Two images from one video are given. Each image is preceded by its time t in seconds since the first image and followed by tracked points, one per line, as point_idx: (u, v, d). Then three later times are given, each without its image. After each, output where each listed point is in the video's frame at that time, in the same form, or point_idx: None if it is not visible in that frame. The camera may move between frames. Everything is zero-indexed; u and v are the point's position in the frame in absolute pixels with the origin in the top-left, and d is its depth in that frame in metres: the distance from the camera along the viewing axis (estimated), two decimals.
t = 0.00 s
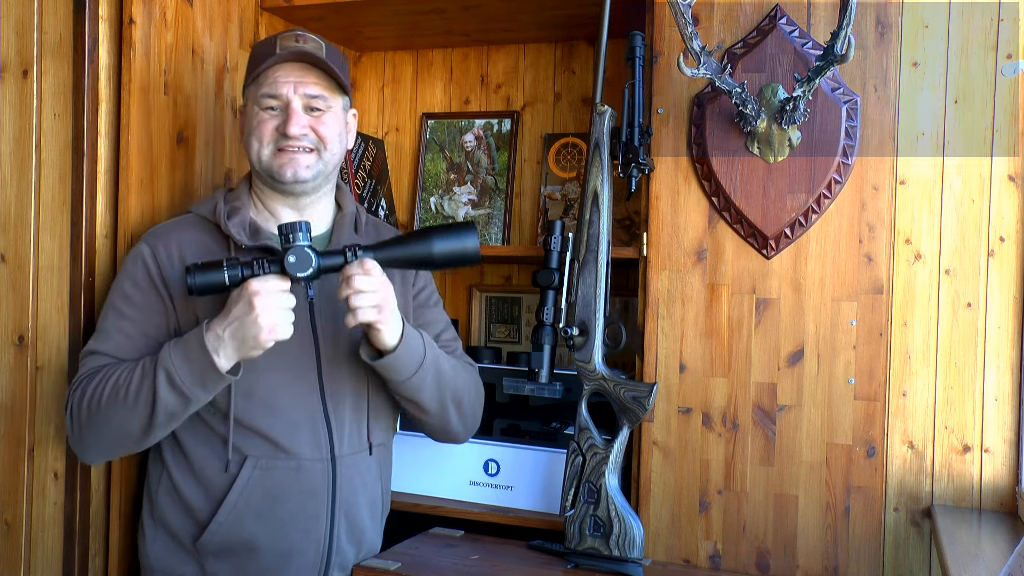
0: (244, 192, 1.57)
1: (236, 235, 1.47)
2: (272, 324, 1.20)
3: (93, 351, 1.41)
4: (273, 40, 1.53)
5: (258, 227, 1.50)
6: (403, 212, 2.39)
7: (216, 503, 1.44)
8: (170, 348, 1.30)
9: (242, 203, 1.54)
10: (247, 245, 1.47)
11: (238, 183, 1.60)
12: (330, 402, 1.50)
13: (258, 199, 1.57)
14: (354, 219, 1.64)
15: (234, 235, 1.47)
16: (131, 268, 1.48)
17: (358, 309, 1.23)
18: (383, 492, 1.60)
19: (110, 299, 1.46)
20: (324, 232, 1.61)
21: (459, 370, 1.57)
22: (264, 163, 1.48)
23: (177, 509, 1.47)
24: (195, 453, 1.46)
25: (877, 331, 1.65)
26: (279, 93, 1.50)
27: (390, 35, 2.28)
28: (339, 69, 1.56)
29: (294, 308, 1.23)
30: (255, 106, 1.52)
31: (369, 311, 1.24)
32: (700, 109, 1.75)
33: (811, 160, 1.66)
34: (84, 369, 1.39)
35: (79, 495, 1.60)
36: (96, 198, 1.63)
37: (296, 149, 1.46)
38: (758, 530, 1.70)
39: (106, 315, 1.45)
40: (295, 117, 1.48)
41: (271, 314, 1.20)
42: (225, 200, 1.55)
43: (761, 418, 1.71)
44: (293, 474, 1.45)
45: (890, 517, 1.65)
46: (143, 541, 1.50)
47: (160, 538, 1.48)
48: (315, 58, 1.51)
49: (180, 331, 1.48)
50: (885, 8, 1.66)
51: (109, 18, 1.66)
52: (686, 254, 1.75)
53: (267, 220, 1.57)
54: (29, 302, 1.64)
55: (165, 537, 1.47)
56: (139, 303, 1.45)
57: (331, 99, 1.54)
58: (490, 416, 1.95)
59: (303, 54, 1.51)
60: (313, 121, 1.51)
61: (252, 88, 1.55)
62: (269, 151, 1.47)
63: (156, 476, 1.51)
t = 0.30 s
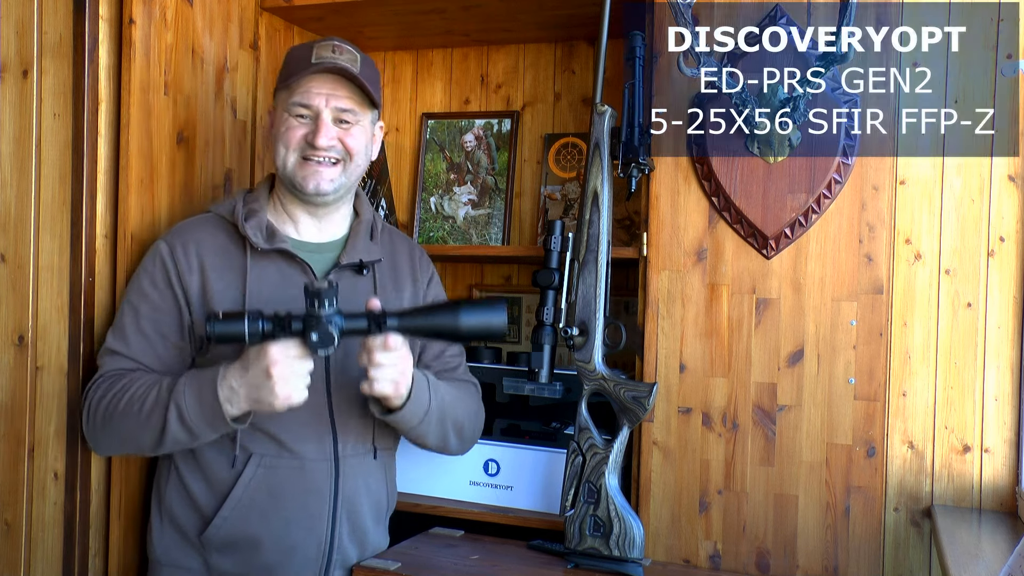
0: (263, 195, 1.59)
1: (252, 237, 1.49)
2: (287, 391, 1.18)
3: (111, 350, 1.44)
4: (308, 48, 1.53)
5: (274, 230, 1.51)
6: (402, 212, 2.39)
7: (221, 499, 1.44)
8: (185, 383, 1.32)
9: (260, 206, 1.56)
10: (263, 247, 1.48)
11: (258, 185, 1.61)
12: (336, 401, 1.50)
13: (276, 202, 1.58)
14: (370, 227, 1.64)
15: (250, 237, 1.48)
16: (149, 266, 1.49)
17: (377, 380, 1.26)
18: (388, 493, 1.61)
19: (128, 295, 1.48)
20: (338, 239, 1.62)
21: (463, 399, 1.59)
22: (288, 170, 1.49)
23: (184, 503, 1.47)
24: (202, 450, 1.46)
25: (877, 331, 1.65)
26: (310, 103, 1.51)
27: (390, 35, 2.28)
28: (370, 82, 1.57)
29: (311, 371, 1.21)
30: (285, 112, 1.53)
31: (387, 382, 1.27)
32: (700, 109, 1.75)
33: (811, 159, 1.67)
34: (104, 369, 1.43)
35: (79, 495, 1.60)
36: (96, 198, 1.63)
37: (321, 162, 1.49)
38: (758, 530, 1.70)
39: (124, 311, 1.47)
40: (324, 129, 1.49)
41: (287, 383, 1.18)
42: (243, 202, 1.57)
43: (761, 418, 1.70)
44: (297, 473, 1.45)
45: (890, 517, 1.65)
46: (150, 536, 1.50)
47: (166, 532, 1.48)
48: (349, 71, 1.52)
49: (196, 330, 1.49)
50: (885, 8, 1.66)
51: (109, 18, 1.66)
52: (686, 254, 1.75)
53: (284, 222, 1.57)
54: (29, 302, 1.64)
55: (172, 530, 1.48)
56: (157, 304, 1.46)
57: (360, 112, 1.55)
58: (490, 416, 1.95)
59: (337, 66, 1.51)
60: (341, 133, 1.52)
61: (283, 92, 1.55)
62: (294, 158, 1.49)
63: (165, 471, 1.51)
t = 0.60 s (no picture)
0: (271, 195, 1.58)
1: (260, 240, 1.48)
2: (293, 414, 1.21)
3: (117, 352, 1.45)
4: (321, 50, 1.54)
5: (282, 233, 1.51)
6: (402, 212, 2.39)
7: (225, 499, 1.44)
8: (192, 398, 1.32)
9: (268, 207, 1.55)
10: (270, 251, 1.48)
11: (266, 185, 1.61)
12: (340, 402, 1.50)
13: (285, 203, 1.58)
14: (377, 231, 1.63)
15: (258, 239, 1.48)
16: (156, 269, 1.48)
17: (383, 408, 1.28)
18: (390, 494, 1.61)
19: (134, 296, 1.47)
20: (345, 242, 1.62)
21: (463, 411, 1.60)
22: (299, 170, 1.50)
23: (187, 503, 1.47)
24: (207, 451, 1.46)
25: (877, 331, 1.65)
26: (323, 105, 1.52)
27: (390, 35, 2.28)
28: (382, 86, 1.58)
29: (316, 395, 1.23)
30: (297, 113, 1.53)
31: (392, 410, 1.29)
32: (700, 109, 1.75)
33: (811, 159, 1.67)
34: (109, 371, 1.43)
35: (79, 495, 1.60)
36: (96, 198, 1.63)
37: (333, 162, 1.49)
38: (758, 530, 1.70)
39: (129, 313, 1.46)
40: (337, 130, 1.51)
41: (294, 406, 1.20)
42: (251, 203, 1.56)
43: (761, 418, 1.70)
44: (300, 474, 1.46)
45: (890, 517, 1.65)
46: (154, 534, 1.50)
47: (169, 531, 1.48)
48: (362, 74, 1.53)
49: (200, 331, 1.48)
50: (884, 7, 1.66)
51: (109, 18, 1.66)
52: (686, 254, 1.75)
53: (293, 225, 1.58)
54: (30, 302, 1.64)
55: (176, 528, 1.48)
56: (163, 308, 1.46)
57: (372, 116, 1.57)
58: (490, 416, 1.96)
59: (350, 69, 1.52)
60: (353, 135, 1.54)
61: (295, 94, 1.56)
62: (306, 158, 1.50)
63: (169, 471, 1.51)
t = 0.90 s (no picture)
0: (267, 194, 1.58)
1: (259, 237, 1.48)
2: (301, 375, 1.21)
3: (118, 351, 1.45)
4: (315, 49, 1.54)
5: (280, 230, 1.51)
6: (402, 212, 2.39)
7: (229, 498, 1.44)
8: (198, 373, 1.33)
9: (265, 206, 1.55)
10: (269, 247, 1.48)
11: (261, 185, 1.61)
12: (343, 400, 1.50)
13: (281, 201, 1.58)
14: (374, 227, 1.63)
15: (256, 237, 1.48)
16: (156, 267, 1.48)
17: (392, 365, 1.26)
18: (394, 492, 1.61)
19: (135, 296, 1.47)
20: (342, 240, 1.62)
21: (472, 394, 1.60)
22: (295, 169, 1.50)
23: (191, 504, 1.47)
24: (210, 449, 1.46)
25: (877, 331, 1.65)
26: (319, 103, 1.52)
27: (390, 35, 2.28)
28: (377, 83, 1.59)
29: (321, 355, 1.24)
30: (292, 112, 1.54)
31: (403, 366, 1.27)
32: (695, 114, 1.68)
33: (811, 159, 1.67)
34: (110, 370, 1.43)
35: (79, 494, 1.60)
36: (96, 198, 1.63)
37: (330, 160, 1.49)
38: (758, 530, 1.70)
39: (131, 312, 1.47)
40: (333, 128, 1.51)
41: (300, 365, 1.21)
42: (249, 202, 1.56)
43: (761, 418, 1.70)
44: (305, 471, 1.45)
45: (890, 517, 1.65)
46: (156, 537, 1.49)
47: (172, 532, 1.48)
48: (357, 72, 1.54)
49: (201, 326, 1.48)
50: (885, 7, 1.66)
51: (109, 18, 1.66)
52: (686, 254, 1.75)
53: (288, 222, 1.58)
54: (30, 302, 1.64)
55: (178, 530, 1.48)
56: (164, 305, 1.46)
57: (367, 114, 1.57)
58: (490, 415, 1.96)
59: (345, 67, 1.53)
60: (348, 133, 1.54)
61: (290, 93, 1.56)
62: (303, 158, 1.50)
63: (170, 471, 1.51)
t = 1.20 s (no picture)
0: (261, 194, 1.58)
1: (253, 238, 1.48)
2: (284, 403, 1.22)
3: (103, 353, 1.43)
4: (309, 47, 1.53)
5: (275, 232, 1.51)
6: (402, 212, 2.39)
7: (227, 502, 1.44)
8: (184, 391, 1.33)
9: (259, 206, 1.54)
10: (265, 249, 1.48)
11: (255, 185, 1.60)
12: (341, 402, 1.50)
13: (275, 202, 1.57)
14: (369, 228, 1.64)
15: (251, 238, 1.48)
16: (144, 269, 1.47)
17: (382, 396, 1.28)
18: (392, 493, 1.61)
19: (122, 297, 1.46)
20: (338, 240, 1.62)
21: (462, 403, 1.60)
22: (291, 169, 1.49)
23: (187, 508, 1.47)
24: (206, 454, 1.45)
25: (877, 331, 1.65)
26: (313, 103, 1.51)
27: (390, 35, 2.27)
28: (371, 81, 1.58)
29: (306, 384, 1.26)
30: (286, 111, 1.53)
31: (393, 396, 1.29)
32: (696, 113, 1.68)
33: (811, 159, 1.67)
34: (94, 371, 1.42)
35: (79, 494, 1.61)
36: (96, 198, 1.63)
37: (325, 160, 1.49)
38: (758, 530, 1.70)
39: (117, 313, 1.45)
40: (327, 128, 1.50)
41: (285, 393, 1.22)
42: (243, 202, 1.56)
43: (761, 418, 1.70)
44: (304, 475, 1.45)
45: (890, 517, 1.65)
46: (152, 541, 1.49)
47: (168, 536, 1.47)
48: (351, 71, 1.53)
49: (188, 331, 1.47)
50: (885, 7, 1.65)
51: (109, 18, 1.66)
52: (686, 254, 1.75)
53: (283, 223, 1.57)
54: (30, 302, 1.64)
55: (175, 534, 1.47)
56: (151, 309, 1.45)
57: (362, 112, 1.56)
58: (490, 416, 1.96)
59: (339, 65, 1.52)
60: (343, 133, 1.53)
61: (284, 92, 1.55)
62: (298, 158, 1.49)
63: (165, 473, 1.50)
